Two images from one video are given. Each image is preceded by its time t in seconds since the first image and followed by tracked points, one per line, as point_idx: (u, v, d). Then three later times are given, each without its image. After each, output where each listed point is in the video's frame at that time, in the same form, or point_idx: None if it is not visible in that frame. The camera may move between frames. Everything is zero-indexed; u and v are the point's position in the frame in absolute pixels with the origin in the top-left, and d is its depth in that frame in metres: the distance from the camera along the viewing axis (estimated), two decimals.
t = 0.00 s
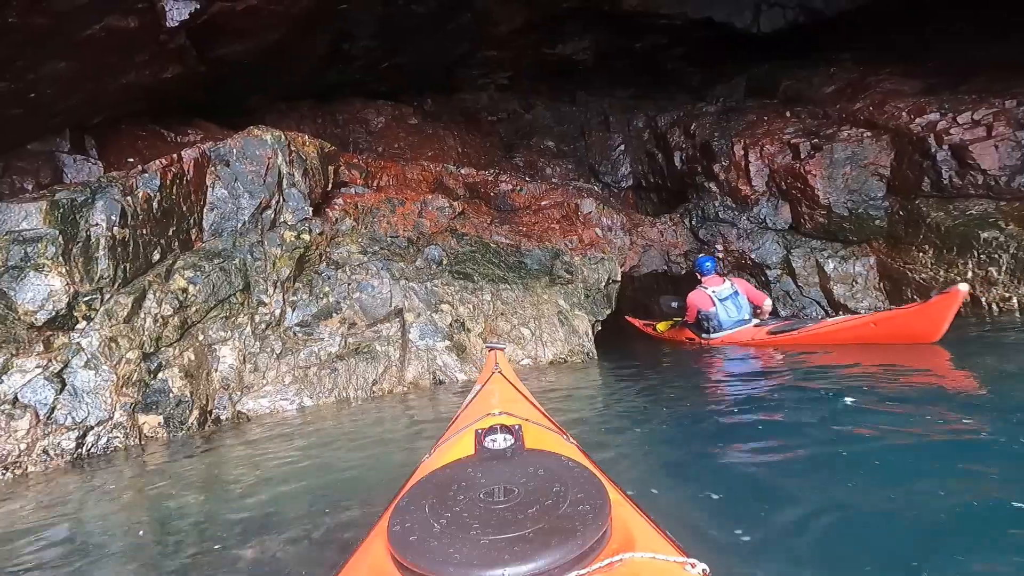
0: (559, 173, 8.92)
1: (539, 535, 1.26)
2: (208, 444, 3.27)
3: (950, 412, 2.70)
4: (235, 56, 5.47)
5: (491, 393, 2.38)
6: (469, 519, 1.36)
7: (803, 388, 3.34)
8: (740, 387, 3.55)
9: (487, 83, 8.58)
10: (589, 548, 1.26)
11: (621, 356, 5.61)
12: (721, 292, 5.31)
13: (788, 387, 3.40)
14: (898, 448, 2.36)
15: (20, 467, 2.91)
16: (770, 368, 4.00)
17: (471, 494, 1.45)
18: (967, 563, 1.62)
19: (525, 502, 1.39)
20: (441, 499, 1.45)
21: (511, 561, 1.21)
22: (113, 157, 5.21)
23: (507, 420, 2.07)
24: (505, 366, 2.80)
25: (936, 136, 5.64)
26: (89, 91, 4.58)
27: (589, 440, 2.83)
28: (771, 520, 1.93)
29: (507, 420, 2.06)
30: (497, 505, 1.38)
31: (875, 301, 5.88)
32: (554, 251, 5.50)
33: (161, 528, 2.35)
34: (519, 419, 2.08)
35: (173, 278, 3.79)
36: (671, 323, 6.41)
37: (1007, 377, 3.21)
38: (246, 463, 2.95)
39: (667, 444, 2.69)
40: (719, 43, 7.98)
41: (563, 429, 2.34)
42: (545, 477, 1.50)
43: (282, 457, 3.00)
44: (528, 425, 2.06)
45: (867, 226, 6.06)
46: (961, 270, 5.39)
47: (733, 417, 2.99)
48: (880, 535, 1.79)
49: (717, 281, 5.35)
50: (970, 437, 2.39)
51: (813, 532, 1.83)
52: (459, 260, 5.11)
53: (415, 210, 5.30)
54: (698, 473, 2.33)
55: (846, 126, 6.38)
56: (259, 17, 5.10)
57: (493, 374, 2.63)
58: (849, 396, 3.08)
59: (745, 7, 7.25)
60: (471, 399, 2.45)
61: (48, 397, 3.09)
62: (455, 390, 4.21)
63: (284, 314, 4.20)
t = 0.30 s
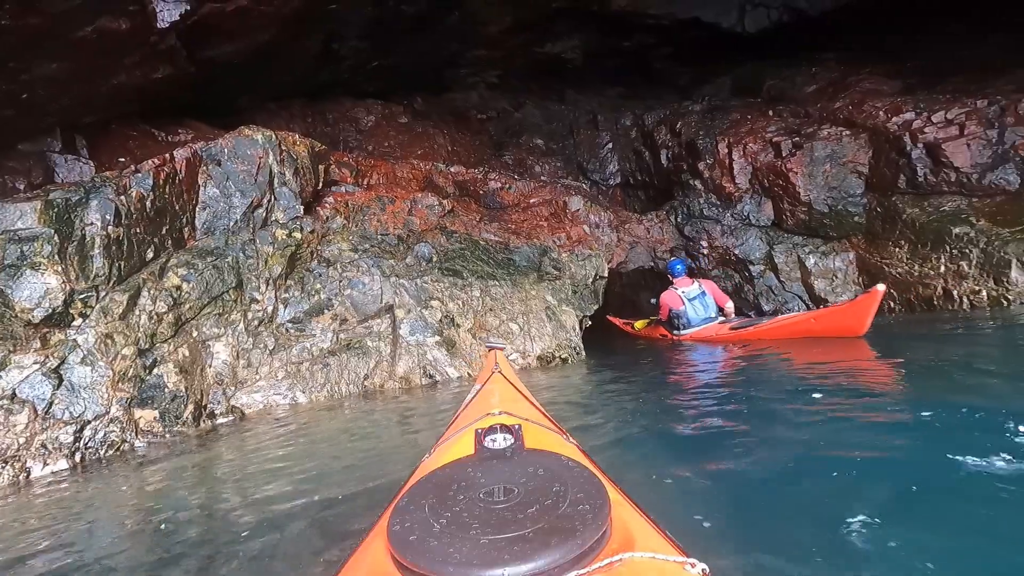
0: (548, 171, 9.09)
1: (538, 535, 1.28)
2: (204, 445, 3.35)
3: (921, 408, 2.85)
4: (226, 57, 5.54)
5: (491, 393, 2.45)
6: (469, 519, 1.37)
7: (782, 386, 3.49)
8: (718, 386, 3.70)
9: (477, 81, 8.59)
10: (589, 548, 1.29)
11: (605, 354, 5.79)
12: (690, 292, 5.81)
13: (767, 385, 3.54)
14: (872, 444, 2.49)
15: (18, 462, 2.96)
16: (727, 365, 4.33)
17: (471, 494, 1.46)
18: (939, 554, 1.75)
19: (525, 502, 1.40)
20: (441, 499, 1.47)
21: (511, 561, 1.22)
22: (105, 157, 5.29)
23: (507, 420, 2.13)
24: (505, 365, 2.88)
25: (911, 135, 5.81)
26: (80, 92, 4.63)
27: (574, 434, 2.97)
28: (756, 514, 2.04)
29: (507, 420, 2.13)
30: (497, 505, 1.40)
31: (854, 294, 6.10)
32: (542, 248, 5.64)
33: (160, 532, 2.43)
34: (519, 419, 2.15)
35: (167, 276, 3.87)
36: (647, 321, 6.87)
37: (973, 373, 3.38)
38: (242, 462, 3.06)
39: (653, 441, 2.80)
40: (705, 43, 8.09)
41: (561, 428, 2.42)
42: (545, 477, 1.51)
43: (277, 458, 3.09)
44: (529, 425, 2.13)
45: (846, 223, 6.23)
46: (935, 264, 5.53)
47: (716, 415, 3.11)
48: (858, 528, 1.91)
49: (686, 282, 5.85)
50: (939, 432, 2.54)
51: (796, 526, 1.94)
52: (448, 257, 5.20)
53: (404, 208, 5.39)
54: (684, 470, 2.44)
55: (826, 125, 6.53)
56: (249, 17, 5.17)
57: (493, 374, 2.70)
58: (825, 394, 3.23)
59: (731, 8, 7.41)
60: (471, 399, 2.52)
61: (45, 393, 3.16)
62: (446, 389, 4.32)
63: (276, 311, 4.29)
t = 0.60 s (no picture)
0: (540, 165, 9.20)
1: (538, 535, 1.24)
2: (199, 437, 3.43)
3: (901, 408, 2.97)
4: (220, 45, 5.56)
5: (491, 393, 2.44)
6: (469, 519, 1.33)
7: (767, 388, 3.59)
8: (696, 383, 3.86)
9: (471, 75, 8.69)
10: (589, 548, 1.25)
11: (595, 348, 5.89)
12: (665, 291, 6.15)
13: (750, 386, 3.66)
14: (856, 442, 2.59)
15: (18, 440, 3.06)
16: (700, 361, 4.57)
17: (471, 494, 1.42)
18: (924, 541, 1.83)
19: (525, 502, 1.36)
20: (441, 499, 1.42)
21: (511, 561, 1.18)
22: (99, 145, 5.30)
23: (507, 420, 2.11)
24: (505, 366, 2.86)
25: (893, 135, 5.96)
26: (75, 80, 4.65)
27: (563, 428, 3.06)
28: (748, 509, 2.10)
29: (508, 420, 2.11)
30: (497, 505, 1.36)
31: (835, 291, 6.25)
32: (532, 240, 5.75)
33: (159, 518, 2.51)
34: (519, 420, 2.13)
35: (163, 262, 3.94)
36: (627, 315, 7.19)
37: (948, 372, 3.53)
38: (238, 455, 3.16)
39: (644, 441, 2.87)
40: (697, 40, 8.21)
41: (562, 429, 2.38)
42: (546, 477, 1.47)
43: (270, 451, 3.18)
44: (529, 425, 2.10)
45: (829, 219, 6.38)
46: (912, 261, 5.66)
47: (704, 415, 3.19)
48: (849, 521, 1.98)
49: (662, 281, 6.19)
50: (919, 430, 2.65)
51: (789, 520, 2.01)
52: (440, 248, 5.30)
53: (397, 199, 5.49)
54: (675, 468, 2.51)
55: (812, 124, 6.67)
56: (245, 7, 5.20)
57: (492, 374, 2.70)
58: (807, 395, 3.34)
59: (723, 5, 7.56)
60: (471, 399, 2.50)
61: (44, 374, 3.25)
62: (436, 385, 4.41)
63: (270, 299, 4.37)
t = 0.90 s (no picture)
0: (542, 164, 9.29)
1: (538, 535, 1.30)
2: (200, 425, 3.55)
3: (888, 415, 3.10)
4: (229, 34, 5.64)
5: (492, 393, 2.53)
6: (469, 519, 1.39)
7: (758, 393, 3.71)
8: (682, 387, 4.00)
9: (476, 72, 8.79)
10: (589, 548, 1.31)
11: (591, 347, 6.00)
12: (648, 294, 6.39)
13: (739, 391, 3.78)
14: (847, 447, 2.71)
15: (26, 410, 3.32)
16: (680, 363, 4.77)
17: (471, 494, 1.48)
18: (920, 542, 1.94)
19: (525, 502, 1.42)
20: (441, 499, 1.48)
21: (511, 561, 1.24)
22: (107, 127, 5.37)
23: (508, 420, 2.20)
24: (505, 366, 2.97)
25: (888, 147, 6.07)
26: (87, 63, 4.73)
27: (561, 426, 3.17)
28: (751, 510, 2.20)
29: (508, 420, 2.20)
30: (498, 505, 1.41)
31: (826, 298, 6.38)
32: (531, 238, 5.82)
33: (162, 501, 2.59)
34: (519, 420, 2.21)
35: (170, 245, 4.03)
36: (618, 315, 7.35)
37: (931, 380, 3.68)
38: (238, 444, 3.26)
39: (639, 442, 2.96)
40: (701, 46, 8.31)
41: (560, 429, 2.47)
42: (545, 477, 1.53)
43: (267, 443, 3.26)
44: (529, 425, 2.18)
45: (824, 228, 6.50)
46: (901, 271, 5.79)
47: (698, 418, 3.30)
48: (849, 523, 2.08)
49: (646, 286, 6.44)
50: (907, 436, 2.78)
51: (791, 522, 2.11)
52: (440, 242, 5.40)
53: (400, 192, 5.56)
54: (675, 468, 2.60)
55: (810, 133, 6.78)
56: None
57: (493, 374, 2.79)
58: (797, 401, 3.47)
59: (728, 13, 7.69)
60: (472, 399, 2.59)
61: (53, 348, 3.45)
62: (433, 380, 4.50)
63: (272, 285, 4.46)
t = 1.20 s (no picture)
0: (545, 166, 9.39)
1: (539, 535, 1.28)
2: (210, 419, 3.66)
3: (884, 422, 3.18)
4: (239, 34, 5.75)
5: (492, 393, 2.60)
6: (469, 519, 1.37)
7: (755, 400, 3.79)
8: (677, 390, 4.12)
9: (481, 74, 8.89)
10: (589, 548, 1.30)
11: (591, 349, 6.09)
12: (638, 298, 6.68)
13: (731, 395, 3.90)
14: (845, 454, 2.77)
15: (41, 397, 3.38)
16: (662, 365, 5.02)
17: (471, 494, 1.46)
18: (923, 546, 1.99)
19: (526, 502, 1.40)
20: (442, 499, 1.46)
21: (511, 561, 1.22)
22: (119, 123, 5.47)
23: (507, 420, 2.25)
24: (506, 366, 3.07)
25: (885, 155, 6.17)
26: (101, 61, 4.83)
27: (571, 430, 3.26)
28: (757, 515, 2.24)
29: (507, 420, 2.25)
30: (498, 505, 1.40)
31: (823, 302, 6.45)
32: (533, 239, 5.87)
33: (172, 493, 2.68)
34: (519, 420, 2.27)
35: (181, 240, 4.13)
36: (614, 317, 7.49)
37: (924, 387, 3.77)
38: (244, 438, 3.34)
39: (640, 446, 3.01)
40: (704, 51, 8.41)
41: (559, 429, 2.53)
42: (545, 477, 1.52)
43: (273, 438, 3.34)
44: (528, 425, 2.23)
45: (821, 234, 6.59)
46: (897, 278, 5.89)
47: (697, 423, 3.36)
48: (852, 528, 2.13)
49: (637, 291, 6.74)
50: (902, 444, 2.85)
51: (796, 527, 2.15)
52: (444, 242, 5.49)
53: (404, 192, 5.61)
54: (678, 473, 2.65)
55: (809, 140, 6.87)
56: None
57: (493, 375, 2.87)
58: (794, 408, 3.54)
59: (731, 19, 7.76)
60: (472, 399, 2.66)
61: (67, 338, 3.54)
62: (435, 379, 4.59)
63: (279, 281, 4.56)
